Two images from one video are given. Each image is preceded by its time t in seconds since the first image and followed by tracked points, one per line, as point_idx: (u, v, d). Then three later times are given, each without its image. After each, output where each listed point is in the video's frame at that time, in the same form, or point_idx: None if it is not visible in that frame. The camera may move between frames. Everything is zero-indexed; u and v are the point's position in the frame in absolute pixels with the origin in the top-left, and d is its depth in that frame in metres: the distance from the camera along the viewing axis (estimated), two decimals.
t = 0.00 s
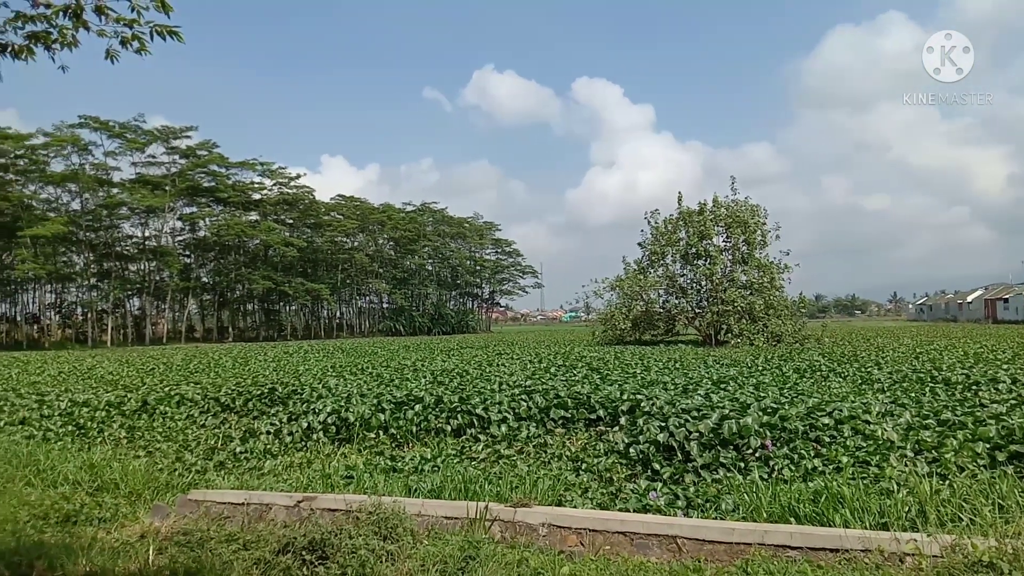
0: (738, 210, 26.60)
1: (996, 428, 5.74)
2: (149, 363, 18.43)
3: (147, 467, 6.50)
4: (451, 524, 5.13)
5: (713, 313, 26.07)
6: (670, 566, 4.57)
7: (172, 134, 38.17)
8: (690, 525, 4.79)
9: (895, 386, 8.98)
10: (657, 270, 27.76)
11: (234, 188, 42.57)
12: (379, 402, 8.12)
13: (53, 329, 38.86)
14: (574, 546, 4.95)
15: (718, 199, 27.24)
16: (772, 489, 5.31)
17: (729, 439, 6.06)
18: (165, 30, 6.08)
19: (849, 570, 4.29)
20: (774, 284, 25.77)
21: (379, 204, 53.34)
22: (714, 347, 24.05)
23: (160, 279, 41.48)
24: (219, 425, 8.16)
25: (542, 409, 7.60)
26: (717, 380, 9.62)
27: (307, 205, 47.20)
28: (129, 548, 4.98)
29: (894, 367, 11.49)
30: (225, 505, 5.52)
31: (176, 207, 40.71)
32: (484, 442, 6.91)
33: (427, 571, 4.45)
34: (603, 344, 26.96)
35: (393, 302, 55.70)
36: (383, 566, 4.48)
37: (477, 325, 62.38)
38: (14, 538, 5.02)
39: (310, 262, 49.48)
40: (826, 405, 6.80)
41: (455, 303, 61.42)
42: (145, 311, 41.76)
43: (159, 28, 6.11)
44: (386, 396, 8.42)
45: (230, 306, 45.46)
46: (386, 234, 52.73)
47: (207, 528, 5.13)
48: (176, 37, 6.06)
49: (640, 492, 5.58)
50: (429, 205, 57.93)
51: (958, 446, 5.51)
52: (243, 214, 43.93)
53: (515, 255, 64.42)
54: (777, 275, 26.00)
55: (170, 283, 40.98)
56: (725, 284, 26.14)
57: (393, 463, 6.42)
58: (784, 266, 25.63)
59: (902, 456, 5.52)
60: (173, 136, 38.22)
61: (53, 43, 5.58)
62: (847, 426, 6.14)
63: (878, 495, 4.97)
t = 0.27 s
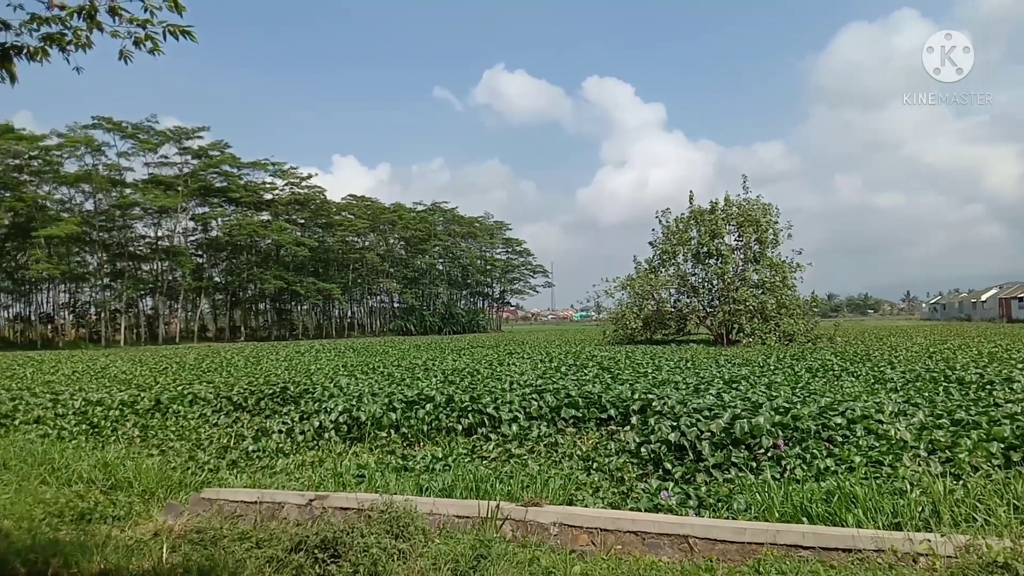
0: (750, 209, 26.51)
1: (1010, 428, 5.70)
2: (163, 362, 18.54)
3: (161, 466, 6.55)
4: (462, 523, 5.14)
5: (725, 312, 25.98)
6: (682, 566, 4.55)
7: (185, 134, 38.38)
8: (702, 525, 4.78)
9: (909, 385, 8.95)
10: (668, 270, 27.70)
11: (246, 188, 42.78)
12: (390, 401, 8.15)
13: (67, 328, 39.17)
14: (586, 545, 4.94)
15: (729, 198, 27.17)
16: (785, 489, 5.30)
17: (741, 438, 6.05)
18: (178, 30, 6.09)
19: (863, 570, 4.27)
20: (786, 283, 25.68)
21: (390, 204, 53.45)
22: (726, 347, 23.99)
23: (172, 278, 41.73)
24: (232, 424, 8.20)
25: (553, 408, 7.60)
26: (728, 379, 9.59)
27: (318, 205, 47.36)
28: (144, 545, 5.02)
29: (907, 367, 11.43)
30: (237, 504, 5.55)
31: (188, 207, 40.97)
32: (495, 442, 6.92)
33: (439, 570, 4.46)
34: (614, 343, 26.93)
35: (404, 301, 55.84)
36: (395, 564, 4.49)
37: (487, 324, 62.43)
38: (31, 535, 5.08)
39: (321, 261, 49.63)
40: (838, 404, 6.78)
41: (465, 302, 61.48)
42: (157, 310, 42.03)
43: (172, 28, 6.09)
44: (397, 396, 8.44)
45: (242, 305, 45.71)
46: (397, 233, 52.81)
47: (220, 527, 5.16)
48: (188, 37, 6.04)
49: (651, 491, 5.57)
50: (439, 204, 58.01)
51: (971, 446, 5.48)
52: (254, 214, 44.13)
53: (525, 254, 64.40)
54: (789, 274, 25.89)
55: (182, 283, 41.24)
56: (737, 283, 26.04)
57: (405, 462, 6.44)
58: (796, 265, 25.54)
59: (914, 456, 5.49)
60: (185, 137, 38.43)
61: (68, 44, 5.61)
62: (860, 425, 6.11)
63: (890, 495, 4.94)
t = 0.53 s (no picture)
0: (756, 205, 26.44)
1: (1018, 426, 5.68)
2: (168, 358, 18.55)
3: (167, 461, 6.58)
4: (468, 519, 5.14)
5: (731, 309, 25.91)
6: (688, 562, 4.55)
7: (191, 131, 38.45)
8: (708, 522, 4.77)
9: (915, 383, 8.93)
10: (674, 266, 27.64)
11: (252, 184, 42.85)
12: (396, 397, 8.17)
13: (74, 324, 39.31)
14: (591, 542, 4.93)
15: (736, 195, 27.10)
16: (791, 486, 5.29)
17: (747, 435, 6.04)
18: (184, 27, 6.09)
19: (869, 567, 4.26)
20: (792, 280, 25.63)
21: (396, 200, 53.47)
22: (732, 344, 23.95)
23: (179, 274, 41.82)
24: (238, 419, 8.21)
25: (558, 405, 7.60)
26: (734, 377, 9.57)
27: (324, 202, 47.41)
28: (150, 540, 5.04)
29: (913, 365, 11.40)
30: (243, 499, 5.57)
31: (194, 203, 41.07)
32: (501, 438, 6.93)
33: (444, 566, 4.47)
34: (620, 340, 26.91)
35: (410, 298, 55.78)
36: (400, 560, 4.49)
37: (493, 320, 62.43)
38: (38, 529, 5.11)
39: (327, 258, 49.68)
40: (845, 402, 6.76)
41: (471, 299, 61.50)
42: (164, 306, 42.15)
43: (178, 24, 6.06)
44: (403, 392, 8.46)
45: (249, 301, 45.83)
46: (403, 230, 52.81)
47: (226, 522, 5.18)
48: (194, 33, 6.01)
49: (657, 488, 5.57)
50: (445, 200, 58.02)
51: (978, 444, 5.46)
52: (260, 210, 44.21)
53: (531, 251, 64.39)
54: (796, 271, 25.83)
55: (189, 279, 41.37)
56: (743, 280, 25.99)
57: (410, 458, 6.45)
58: (803, 262, 25.48)
59: (921, 454, 5.48)
60: (192, 133, 38.49)
61: (75, 40, 5.64)
62: (866, 423, 6.10)
63: (897, 493, 4.93)
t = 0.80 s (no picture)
0: (767, 203, 26.35)
1: None
2: (182, 356, 18.66)
3: (180, 459, 6.62)
4: (478, 517, 5.15)
5: (742, 307, 25.83)
6: (699, 561, 4.53)
7: (202, 131, 38.64)
8: (719, 521, 4.76)
9: (928, 382, 8.88)
10: (685, 265, 27.59)
11: (263, 184, 43.05)
12: (406, 396, 8.19)
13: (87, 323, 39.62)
14: (602, 541, 4.92)
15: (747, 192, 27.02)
16: (802, 485, 5.26)
17: (758, 434, 6.02)
18: (196, 27, 6.10)
19: (881, 567, 4.24)
20: (804, 278, 25.52)
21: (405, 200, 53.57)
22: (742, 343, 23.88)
23: (191, 273, 42.03)
24: (249, 418, 8.24)
25: (568, 403, 7.59)
26: (745, 376, 9.54)
27: (334, 201, 47.56)
28: (163, 538, 5.07)
29: (926, 363, 11.33)
30: (255, 497, 5.59)
31: (206, 203, 41.32)
32: (511, 436, 6.94)
33: (455, 564, 4.47)
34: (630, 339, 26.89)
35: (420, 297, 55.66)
36: (411, 558, 4.50)
37: (502, 319, 62.41)
38: (52, 526, 5.15)
39: (338, 257, 49.83)
40: (857, 400, 6.73)
41: (481, 298, 61.54)
42: (176, 305, 42.42)
43: (189, 24, 6.07)
44: (413, 390, 8.47)
45: (260, 300, 46.04)
46: (412, 228, 52.90)
47: (238, 520, 5.21)
48: (206, 33, 6.01)
49: (667, 487, 5.55)
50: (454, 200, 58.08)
51: (991, 443, 5.42)
52: (271, 210, 44.41)
53: (541, 250, 64.34)
54: (807, 269, 25.73)
55: (200, 278, 41.62)
56: (754, 279, 25.93)
57: (420, 456, 6.46)
58: (814, 260, 25.38)
59: (934, 453, 5.44)
60: (203, 133, 38.69)
61: (88, 41, 5.67)
62: (878, 422, 6.06)
63: (909, 491, 4.91)
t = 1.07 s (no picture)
0: (776, 201, 26.27)
1: None
2: (191, 354, 18.72)
3: (190, 457, 6.65)
4: (487, 515, 5.16)
5: (752, 305, 25.76)
6: (709, 560, 4.52)
7: (211, 131, 38.79)
8: (728, 519, 4.74)
9: (939, 380, 8.84)
10: (694, 263, 27.55)
11: (272, 183, 43.21)
12: (415, 395, 8.20)
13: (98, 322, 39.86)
14: (611, 539, 4.91)
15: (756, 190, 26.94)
16: (812, 484, 5.25)
17: (768, 433, 6.00)
18: (205, 27, 6.13)
19: (892, 567, 4.21)
20: (814, 276, 25.44)
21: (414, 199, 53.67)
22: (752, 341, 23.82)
23: (200, 273, 42.23)
24: (258, 416, 8.27)
25: (577, 402, 7.59)
26: (755, 374, 9.52)
27: (343, 200, 47.68)
28: (173, 535, 5.09)
29: (937, 361, 11.28)
30: (265, 495, 5.61)
31: (215, 202, 41.53)
32: (520, 435, 6.95)
33: (465, 562, 4.48)
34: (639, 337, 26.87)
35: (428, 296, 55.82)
36: (420, 556, 4.50)
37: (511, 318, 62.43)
38: (64, 524, 5.19)
39: (346, 255, 49.94)
40: (867, 399, 6.69)
41: (489, 296, 61.58)
42: (186, 304, 42.62)
43: (198, 24, 6.09)
44: (422, 389, 8.48)
45: (269, 299, 46.22)
46: (421, 227, 52.98)
47: (248, 517, 5.23)
48: (215, 33, 6.03)
49: (677, 486, 5.55)
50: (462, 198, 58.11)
51: (1003, 442, 5.38)
52: (280, 209, 44.56)
53: (549, 248, 64.32)
54: (817, 267, 25.64)
55: (210, 277, 41.82)
56: (764, 277, 25.85)
57: (429, 455, 6.47)
58: (824, 258, 25.29)
59: (946, 452, 5.41)
60: (212, 132, 38.84)
61: (97, 42, 5.69)
62: (889, 421, 6.04)
63: (920, 491, 4.88)
